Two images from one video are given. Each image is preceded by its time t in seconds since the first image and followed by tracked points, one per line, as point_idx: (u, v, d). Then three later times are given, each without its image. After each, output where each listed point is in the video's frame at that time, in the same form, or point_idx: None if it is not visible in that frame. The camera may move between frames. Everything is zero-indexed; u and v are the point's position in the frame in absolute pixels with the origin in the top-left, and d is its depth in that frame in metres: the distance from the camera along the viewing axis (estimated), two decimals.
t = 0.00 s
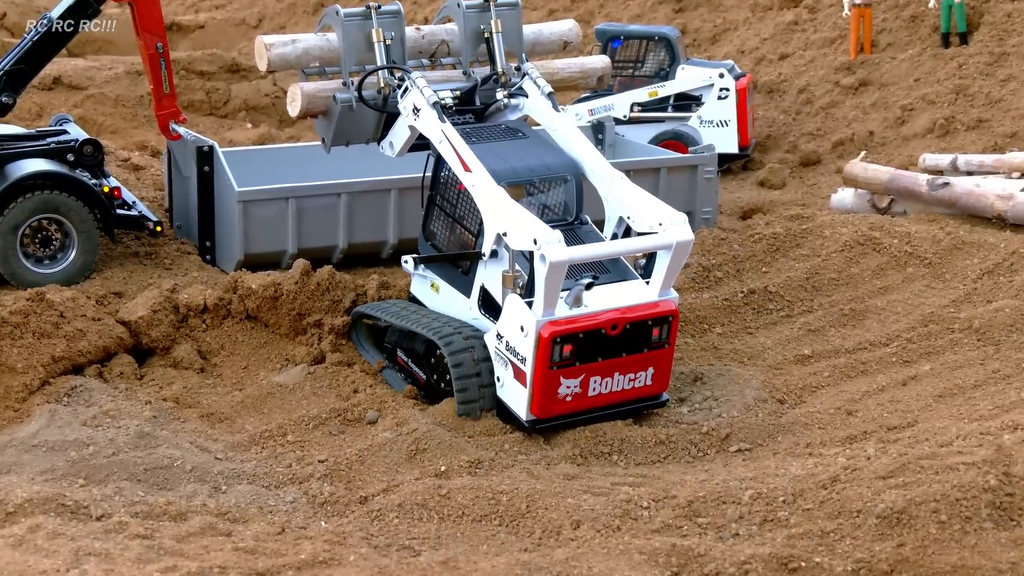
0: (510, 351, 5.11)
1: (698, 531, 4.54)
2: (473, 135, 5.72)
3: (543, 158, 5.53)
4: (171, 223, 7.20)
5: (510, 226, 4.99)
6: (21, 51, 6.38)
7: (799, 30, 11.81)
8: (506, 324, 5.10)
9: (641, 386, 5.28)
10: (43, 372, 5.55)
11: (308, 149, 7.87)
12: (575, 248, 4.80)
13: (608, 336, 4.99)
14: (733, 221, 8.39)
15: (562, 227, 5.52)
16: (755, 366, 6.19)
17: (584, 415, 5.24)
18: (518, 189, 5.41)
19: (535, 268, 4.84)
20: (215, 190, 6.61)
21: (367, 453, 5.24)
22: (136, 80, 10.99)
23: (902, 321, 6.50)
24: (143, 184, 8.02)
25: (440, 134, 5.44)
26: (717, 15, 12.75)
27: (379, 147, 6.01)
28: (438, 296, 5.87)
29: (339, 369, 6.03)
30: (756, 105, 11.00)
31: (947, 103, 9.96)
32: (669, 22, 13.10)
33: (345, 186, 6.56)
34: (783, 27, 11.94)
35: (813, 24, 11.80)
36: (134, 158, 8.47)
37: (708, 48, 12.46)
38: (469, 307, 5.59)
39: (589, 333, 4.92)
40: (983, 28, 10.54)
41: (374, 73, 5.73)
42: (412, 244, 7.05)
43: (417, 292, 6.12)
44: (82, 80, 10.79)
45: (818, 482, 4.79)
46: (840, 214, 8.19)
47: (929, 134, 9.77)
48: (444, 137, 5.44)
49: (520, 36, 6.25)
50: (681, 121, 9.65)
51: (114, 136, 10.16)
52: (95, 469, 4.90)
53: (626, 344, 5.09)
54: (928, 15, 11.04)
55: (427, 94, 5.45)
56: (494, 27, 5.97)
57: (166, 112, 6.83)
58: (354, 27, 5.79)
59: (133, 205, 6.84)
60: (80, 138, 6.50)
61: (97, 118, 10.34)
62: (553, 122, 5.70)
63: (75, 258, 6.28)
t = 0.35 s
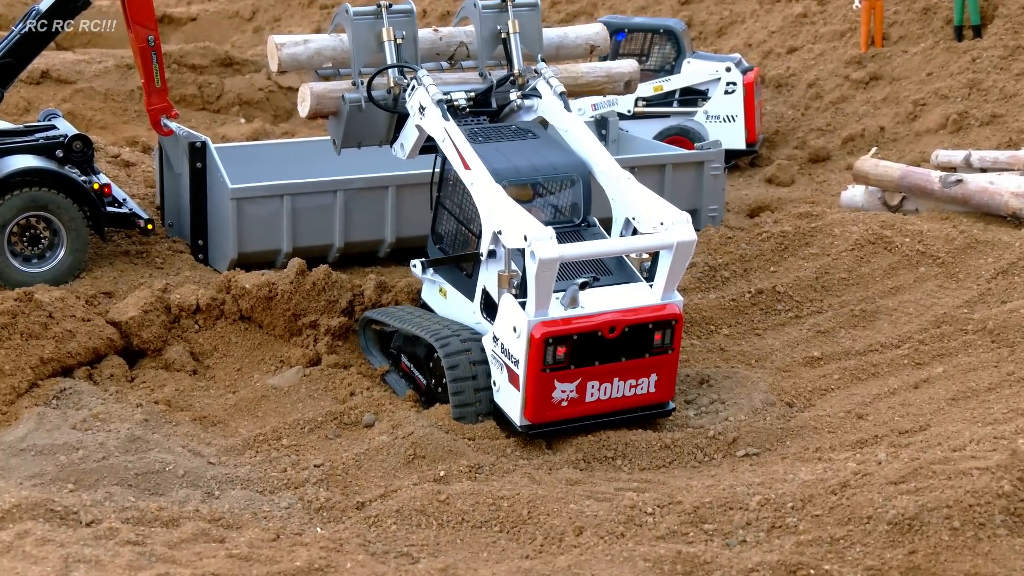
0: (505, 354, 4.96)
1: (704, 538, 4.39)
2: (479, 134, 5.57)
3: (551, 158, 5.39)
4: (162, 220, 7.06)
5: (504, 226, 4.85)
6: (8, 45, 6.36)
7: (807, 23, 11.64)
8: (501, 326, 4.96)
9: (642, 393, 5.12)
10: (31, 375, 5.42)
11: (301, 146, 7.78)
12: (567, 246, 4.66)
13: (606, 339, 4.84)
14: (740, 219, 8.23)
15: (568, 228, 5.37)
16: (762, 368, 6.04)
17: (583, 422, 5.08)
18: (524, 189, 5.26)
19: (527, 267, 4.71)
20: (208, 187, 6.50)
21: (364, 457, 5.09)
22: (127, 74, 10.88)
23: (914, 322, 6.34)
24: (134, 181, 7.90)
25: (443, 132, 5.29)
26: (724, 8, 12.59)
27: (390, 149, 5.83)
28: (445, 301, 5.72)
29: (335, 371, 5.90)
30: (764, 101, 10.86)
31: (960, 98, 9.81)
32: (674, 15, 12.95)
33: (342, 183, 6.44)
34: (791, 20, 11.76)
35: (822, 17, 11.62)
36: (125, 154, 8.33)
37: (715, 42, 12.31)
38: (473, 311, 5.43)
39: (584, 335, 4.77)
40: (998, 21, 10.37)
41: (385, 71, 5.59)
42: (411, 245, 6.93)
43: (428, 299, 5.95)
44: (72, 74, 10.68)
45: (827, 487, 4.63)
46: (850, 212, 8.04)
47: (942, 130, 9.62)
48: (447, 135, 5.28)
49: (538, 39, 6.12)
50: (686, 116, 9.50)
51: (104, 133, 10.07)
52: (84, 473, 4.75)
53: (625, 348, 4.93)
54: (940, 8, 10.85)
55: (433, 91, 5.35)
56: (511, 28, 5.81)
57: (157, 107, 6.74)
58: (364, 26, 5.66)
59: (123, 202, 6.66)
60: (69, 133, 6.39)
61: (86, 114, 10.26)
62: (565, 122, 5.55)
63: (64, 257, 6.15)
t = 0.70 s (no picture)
0: (507, 355, 4.87)
1: (710, 543, 4.30)
2: (481, 134, 5.49)
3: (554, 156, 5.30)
4: (157, 220, 6.99)
5: (506, 223, 4.76)
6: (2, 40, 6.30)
7: (814, 19, 11.52)
8: (502, 327, 4.87)
9: (648, 396, 5.01)
10: (24, 377, 5.34)
11: (299, 142, 7.71)
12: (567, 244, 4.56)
13: (610, 339, 4.74)
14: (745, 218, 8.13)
15: (573, 229, 5.26)
16: (768, 369, 5.94)
17: (586, 425, 4.97)
18: (527, 188, 5.17)
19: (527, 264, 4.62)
20: (204, 185, 6.41)
21: (363, 460, 5.00)
22: (121, 71, 10.81)
23: (924, 323, 6.23)
24: (130, 179, 7.82)
25: (444, 131, 5.20)
26: (729, 3, 12.48)
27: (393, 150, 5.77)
28: (449, 304, 5.62)
29: (333, 373, 5.81)
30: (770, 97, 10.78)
31: (970, 95, 9.70)
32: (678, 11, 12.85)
33: (339, 181, 6.35)
34: (798, 16, 11.65)
35: (830, 12, 11.50)
36: (119, 152, 8.25)
37: (721, 37, 12.21)
38: (476, 314, 5.33)
39: (587, 335, 4.68)
40: (1009, 16, 10.25)
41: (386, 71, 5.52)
42: (411, 245, 6.84)
43: (430, 301, 5.87)
44: (65, 70, 10.62)
45: (834, 491, 4.52)
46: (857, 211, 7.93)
47: (952, 127, 9.51)
48: (448, 134, 5.19)
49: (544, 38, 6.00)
50: (692, 113, 9.42)
51: (98, 130, 10.00)
52: (78, 476, 4.66)
53: (630, 349, 4.83)
54: (950, 3, 10.73)
55: (434, 89, 5.25)
56: (517, 26, 5.73)
57: (152, 105, 6.69)
58: (366, 25, 5.56)
59: (118, 201, 6.60)
60: (63, 131, 6.34)
61: (80, 110, 10.18)
62: (570, 121, 5.46)
63: (58, 257, 6.07)
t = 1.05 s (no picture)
0: (529, 353, 4.79)
1: (709, 543, 4.29)
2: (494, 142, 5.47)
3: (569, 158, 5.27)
4: (157, 219, 7.00)
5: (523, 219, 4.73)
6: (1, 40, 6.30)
7: (815, 18, 11.52)
8: (522, 324, 4.81)
9: (677, 393, 4.89)
10: (23, 377, 5.34)
11: (298, 142, 7.69)
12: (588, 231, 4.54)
13: (634, 331, 4.66)
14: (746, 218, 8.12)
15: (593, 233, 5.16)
16: (768, 369, 5.93)
17: (614, 424, 4.84)
18: (542, 191, 5.12)
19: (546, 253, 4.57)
20: (204, 185, 6.41)
21: (362, 460, 4.99)
22: (121, 71, 10.80)
23: (924, 323, 6.22)
24: (129, 179, 7.82)
25: (457, 137, 5.18)
26: (729, 3, 12.47)
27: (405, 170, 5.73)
28: (466, 318, 5.58)
29: (333, 373, 5.81)
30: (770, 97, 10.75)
31: (970, 95, 9.69)
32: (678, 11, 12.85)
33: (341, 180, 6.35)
34: (798, 15, 11.64)
35: (831, 12, 11.49)
36: (119, 152, 8.25)
37: (721, 37, 12.20)
38: (493, 322, 5.28)
39: (611, 326, 4.61)
40: (1009, 16, 10.25)
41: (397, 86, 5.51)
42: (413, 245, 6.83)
43: (449, 321, 5.80)
44: (65, 70, 10.60)
45: (834, 491, 4.52)
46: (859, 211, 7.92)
47: (952, 127, 9.50)
48: (461, 140, 5.18)
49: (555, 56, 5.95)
50: (692, 113, 9.43)
51: (98, 129, 10.00)
52: (77, 477, 4.65)
53: (656, 342, 4.74)
54: (950, 3, 10.72)
55: (446, 97, 5.25)
56: (526, 43, 5.72)
57: (151, 105, 6.68)
58: (375, 43, 5.56)
59: (118, 200, 6.60)
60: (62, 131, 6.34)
61: (79, 110, 10.18)
62: (583, 128, 5.45)
63: (57, 257, 6.06)
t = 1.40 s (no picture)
0: (563, 358, 4.71)
1: (709, 543, 4.29)
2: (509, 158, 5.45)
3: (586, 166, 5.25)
4: (156, 219, 6.99)
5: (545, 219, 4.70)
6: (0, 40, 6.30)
7: (814, 19, 11.52)
8: (552, 329, 4.75)
9: (716, 393, 4.81)
10: (23, 377, 5.35)
11: (297, 142, 7.71)
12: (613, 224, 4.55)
13: (670, 327, 4.61)
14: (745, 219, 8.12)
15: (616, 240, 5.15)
16: (767, 369, 5.93)
17: (655, 428, 4.74)
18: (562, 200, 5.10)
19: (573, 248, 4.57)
20: (203, 184, 6.41)
21: (362, 461, 4.99)
22: (120, 71, 10.80)
23: (923, 323, 6.22)
24: (128, 179, 7.82)
25: (471, 154, 5.15)
26: (729, 3, 12.47)
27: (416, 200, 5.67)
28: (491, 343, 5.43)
29: (332, 372, 5.82)
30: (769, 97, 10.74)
31: (970, 95, 9.70)
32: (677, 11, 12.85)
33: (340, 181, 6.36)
34: (797, 15, 11.64)
35: (830, 12, 11.50)
36: (119, 152, 8.24)
37: (720, 37, 12.20)
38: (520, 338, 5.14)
39: (647, 322, 4.56)
40: (1008, 16, 10.25)
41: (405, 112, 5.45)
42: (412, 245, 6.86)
43: (473, 350, 5.64)
44: (64, 70, 10.59)
45: (833, 491, 4.52)
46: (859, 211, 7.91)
47: (951, 127, 9.51)
48: (474, 155, 5.14)
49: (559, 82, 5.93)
50: (692, 113, 9.44)
51: (97, 129, 9.99)
52: (77, 476, 4.65)
53: (693, 339, 4.68)
54: (950, 3, 10.72)
55: (456, 115, 5.24)
56: (529, 66, 5.75)
57: (151, 105, 6.67)
58: (377, 75, 5.52)
59: (117, 200, 6.60)
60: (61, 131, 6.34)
61: (78, 110, 10.19)
62: (597, 141, 5.48)
63: (56, 257, 6.06)
